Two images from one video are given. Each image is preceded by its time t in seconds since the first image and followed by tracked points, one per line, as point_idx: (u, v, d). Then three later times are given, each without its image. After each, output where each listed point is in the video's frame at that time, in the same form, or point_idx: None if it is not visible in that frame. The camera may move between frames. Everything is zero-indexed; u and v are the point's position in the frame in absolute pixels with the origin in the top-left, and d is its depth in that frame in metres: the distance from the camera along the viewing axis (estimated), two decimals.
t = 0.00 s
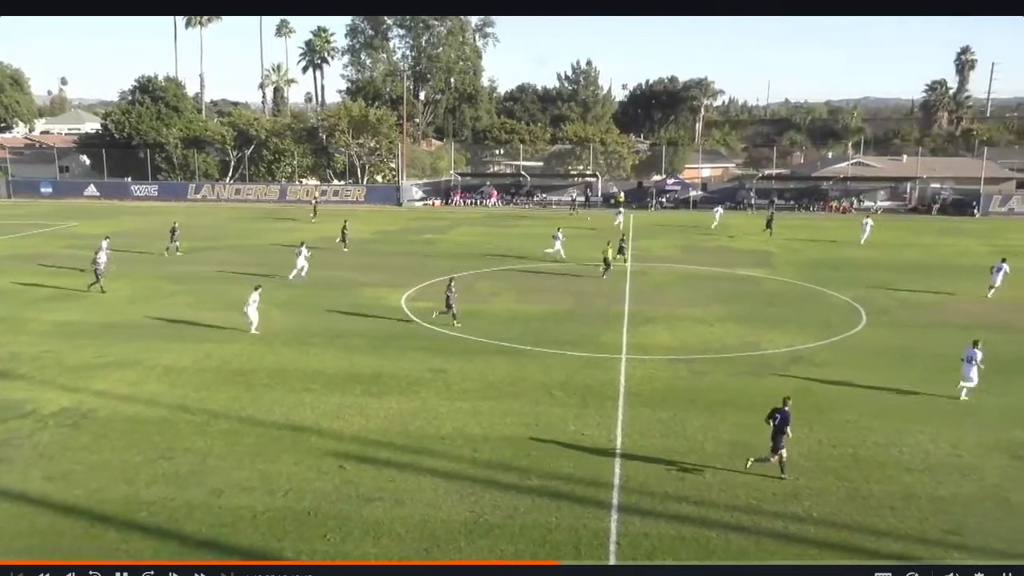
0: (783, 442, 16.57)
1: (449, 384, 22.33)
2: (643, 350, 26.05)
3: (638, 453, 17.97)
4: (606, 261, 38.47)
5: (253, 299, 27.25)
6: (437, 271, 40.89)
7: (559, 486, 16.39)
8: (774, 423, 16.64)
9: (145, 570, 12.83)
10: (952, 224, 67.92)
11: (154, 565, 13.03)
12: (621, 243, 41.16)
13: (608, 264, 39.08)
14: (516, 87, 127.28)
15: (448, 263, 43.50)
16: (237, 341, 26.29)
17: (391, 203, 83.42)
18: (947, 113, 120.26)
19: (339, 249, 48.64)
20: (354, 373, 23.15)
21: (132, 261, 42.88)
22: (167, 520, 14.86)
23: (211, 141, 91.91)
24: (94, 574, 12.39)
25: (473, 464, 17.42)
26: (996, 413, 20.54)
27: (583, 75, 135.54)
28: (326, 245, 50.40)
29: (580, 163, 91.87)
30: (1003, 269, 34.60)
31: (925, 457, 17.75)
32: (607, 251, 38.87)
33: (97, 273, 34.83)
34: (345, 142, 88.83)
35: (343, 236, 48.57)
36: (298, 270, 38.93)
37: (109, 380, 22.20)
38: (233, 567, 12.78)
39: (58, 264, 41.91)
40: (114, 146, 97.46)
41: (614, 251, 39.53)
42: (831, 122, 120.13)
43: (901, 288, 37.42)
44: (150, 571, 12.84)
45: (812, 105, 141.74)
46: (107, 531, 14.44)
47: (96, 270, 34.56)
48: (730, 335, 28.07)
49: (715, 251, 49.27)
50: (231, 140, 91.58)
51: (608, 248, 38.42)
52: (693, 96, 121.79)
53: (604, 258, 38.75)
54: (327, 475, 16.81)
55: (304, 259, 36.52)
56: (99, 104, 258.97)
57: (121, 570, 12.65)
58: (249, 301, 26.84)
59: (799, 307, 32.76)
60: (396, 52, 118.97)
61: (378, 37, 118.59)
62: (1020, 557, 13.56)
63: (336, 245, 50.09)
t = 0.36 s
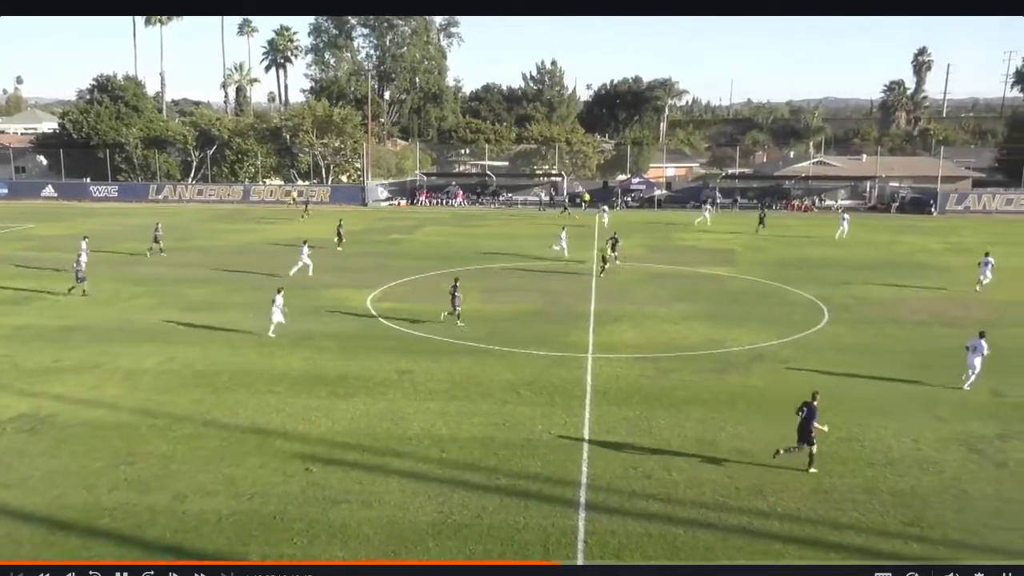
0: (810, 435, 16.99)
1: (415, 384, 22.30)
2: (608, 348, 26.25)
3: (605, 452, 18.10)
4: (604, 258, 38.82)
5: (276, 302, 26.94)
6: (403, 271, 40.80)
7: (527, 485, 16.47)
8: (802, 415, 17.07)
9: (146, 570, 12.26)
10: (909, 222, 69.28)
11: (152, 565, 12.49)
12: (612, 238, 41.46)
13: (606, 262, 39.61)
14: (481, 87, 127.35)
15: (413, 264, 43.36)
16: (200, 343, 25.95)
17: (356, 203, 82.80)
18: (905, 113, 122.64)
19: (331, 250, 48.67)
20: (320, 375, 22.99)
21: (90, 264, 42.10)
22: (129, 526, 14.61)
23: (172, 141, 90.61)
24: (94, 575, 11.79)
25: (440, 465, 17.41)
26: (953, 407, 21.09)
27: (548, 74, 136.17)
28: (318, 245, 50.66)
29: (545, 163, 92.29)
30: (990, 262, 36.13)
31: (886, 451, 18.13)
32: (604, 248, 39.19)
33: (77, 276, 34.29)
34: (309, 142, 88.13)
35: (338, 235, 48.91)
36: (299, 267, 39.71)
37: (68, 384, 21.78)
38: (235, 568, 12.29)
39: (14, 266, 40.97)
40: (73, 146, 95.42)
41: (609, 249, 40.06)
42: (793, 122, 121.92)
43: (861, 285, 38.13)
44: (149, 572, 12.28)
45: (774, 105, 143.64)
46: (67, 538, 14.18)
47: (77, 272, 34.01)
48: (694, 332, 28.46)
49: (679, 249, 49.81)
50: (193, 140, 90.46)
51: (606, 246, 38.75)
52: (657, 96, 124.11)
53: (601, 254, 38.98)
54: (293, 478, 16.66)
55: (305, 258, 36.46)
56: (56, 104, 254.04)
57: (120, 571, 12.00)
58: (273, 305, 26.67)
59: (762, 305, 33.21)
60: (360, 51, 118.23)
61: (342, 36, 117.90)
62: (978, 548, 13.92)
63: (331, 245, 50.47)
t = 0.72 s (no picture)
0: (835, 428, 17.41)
1: (382, 386, 22.21)
2: (575, 347, 26.39)
3: (572, 450, 18.22)
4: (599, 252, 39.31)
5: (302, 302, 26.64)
6: (369, 271, 40.60)
7: (495, 485, 16.51)
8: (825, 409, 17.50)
9: (145, 570, 12.81)
10: (868, 221, 70.65)
11: (153, 565, 13.02)
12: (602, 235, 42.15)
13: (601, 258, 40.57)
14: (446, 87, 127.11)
15: (379, 264, 43.11)
16: (163, 346, 25.56)
17: (321, 203, 81.71)
18: (864, 113, 125.03)
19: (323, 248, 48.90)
20: (286, 377, 22.79)
21: (47, 266, 41.14)
22: (91, 533, 14.36)
23: (132, 141, 89.01)
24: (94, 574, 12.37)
25: (408, 466, 17.38)
26: (911, 401, 21.57)
27: (513, 75, 136.31)
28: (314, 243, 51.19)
29: (511, 163, 92.36)
30: (971, 257, 37.71)
31: (847, 446, 18.49)
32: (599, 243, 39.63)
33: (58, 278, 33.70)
34: (272, 142, 87.13)
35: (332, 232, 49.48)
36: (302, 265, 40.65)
37: (27, 389, 21.32)
38: (234, 566, 12.59)
39: None
40: (28, 146, 93.20)
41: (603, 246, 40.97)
42: (756, 122, 123.47)
43: (822, 283, 38.82)
44: (149, 571, 12.81)
45: (736, 105, 145.42)
46: (26, 546, 13.89)
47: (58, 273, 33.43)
48: (660, 330, 28.75)
49: (644, 248, 50.18)
50: (154, 140, 89.03)
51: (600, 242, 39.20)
52: (621, 96, 125.35)
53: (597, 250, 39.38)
54: (259, 481, 16.52)
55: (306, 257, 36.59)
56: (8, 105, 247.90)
57: (120, 571, 12.62)
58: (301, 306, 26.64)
59: (727, 303, 33.63)
60: (324, 51, 116.70)
61: (306, 35, 115.97)
62: (937, 539, 14.26)
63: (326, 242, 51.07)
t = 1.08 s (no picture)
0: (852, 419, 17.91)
1: (349, 387, 22.09)
2: (542, 347, 26.50)
3: (539, 449, 18.31)
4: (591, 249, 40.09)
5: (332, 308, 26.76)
6: (334, 272, 40.34)
7: (462, 486, 16.51)
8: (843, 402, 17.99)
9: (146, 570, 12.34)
10: (828, 219, 71.93)
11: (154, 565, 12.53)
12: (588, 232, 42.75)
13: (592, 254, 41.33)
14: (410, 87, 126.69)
15: (344, 265, 42.83)
16: (123, 350, 25.14)
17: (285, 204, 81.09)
18: (824, 113, 127.20)
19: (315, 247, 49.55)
20: (250, 379, 22.55)
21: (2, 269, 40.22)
22: (49, 541, 14.08)
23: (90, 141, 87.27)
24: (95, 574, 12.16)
25: (375, 468, 17.30)
26: (871, 397, 22.02)
27: (477, 74, 136.26)
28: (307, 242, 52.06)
29: (476, 163, 92.37)
30: (946, 251, 39.34)
31: (809, 441, 18.83)
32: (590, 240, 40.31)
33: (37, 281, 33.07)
34: (234, 142, 86.07)
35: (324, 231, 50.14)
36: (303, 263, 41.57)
37: None
38: (233, 566, 12.28)
39: None
40: None
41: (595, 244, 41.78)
42: (718, 121, 124.93)
43: (784, 281, 39.43)
44: (150, 572, 12.35)
45: (699, 105, 147.02)
46: None
47: (37, 276, 32.78)
48: (625, 329, 29.02)
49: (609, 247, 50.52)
50: (113, 140, 87.45)
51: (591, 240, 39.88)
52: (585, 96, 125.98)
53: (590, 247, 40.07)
54: (223, 485, 16.33)
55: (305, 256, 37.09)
56: None
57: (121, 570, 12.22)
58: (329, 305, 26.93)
59: (691, 301, 34.01)
60: (287, 50, 115.42)
61: (267, 34, 114.99)
62: (897, 532, 14.59)
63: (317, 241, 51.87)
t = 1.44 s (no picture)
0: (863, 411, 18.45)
1: (314, 388, 21.96)
2: (509, 346, 26.56)
3: (507, 449, 18.37)
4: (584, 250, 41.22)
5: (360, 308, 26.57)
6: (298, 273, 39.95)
7: (430, 486, 16.49)
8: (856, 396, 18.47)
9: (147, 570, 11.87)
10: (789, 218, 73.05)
11: (153, 564, 12.08)
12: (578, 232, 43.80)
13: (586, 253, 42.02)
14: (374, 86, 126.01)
15: (308, 265, 42.45)
16: (84, 353, 24.69)
17: (248, 204, 80.23)
18: (785, 113, 129.11)
19: (284, 248, 49.26)
20: (214, 382, 22.28)
21: None
22: (7, 549, 13.77)
23: (47, 140, 85.28)
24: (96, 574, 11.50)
25: (342, 470, 17.20)
26: (832, 392, 22.46)
27: (442, 74, 136.16)
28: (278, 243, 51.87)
29: (442, 163, 92.14)
30: (921, 246, 41.19)
31: (774, 437, 19.13)
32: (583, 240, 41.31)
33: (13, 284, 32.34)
34: (196, 142, 84.80)
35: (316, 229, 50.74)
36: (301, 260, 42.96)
37: None
38: (234, 568, 11.96)
39: None
40: None
41: (587, 243, 42.44)
42: (682, 121, 126.16)
43: (747, 279, 39.98)
44: (149, 571, 11.91)
45: (663, 105, 148.23)
46: None
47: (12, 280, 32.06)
48: (591, 327, 29.19)
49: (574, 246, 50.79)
50: (70, 140, 85.61)
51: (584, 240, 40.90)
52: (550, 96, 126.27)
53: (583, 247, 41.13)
54: (187, 489, 16.13)
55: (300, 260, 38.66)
56: None
57: (120, 570, 11.64)
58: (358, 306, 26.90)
59: (656, 299, 34.33)
60: (248, 49, 113.19)
61: (229, 33, 113.50)
62: (858, 525, 14.91)
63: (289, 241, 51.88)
